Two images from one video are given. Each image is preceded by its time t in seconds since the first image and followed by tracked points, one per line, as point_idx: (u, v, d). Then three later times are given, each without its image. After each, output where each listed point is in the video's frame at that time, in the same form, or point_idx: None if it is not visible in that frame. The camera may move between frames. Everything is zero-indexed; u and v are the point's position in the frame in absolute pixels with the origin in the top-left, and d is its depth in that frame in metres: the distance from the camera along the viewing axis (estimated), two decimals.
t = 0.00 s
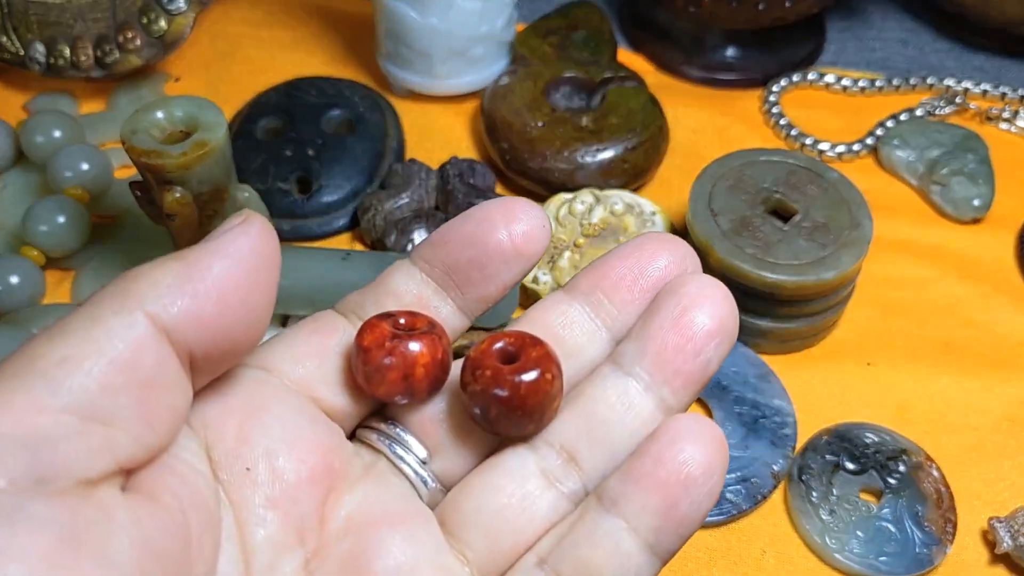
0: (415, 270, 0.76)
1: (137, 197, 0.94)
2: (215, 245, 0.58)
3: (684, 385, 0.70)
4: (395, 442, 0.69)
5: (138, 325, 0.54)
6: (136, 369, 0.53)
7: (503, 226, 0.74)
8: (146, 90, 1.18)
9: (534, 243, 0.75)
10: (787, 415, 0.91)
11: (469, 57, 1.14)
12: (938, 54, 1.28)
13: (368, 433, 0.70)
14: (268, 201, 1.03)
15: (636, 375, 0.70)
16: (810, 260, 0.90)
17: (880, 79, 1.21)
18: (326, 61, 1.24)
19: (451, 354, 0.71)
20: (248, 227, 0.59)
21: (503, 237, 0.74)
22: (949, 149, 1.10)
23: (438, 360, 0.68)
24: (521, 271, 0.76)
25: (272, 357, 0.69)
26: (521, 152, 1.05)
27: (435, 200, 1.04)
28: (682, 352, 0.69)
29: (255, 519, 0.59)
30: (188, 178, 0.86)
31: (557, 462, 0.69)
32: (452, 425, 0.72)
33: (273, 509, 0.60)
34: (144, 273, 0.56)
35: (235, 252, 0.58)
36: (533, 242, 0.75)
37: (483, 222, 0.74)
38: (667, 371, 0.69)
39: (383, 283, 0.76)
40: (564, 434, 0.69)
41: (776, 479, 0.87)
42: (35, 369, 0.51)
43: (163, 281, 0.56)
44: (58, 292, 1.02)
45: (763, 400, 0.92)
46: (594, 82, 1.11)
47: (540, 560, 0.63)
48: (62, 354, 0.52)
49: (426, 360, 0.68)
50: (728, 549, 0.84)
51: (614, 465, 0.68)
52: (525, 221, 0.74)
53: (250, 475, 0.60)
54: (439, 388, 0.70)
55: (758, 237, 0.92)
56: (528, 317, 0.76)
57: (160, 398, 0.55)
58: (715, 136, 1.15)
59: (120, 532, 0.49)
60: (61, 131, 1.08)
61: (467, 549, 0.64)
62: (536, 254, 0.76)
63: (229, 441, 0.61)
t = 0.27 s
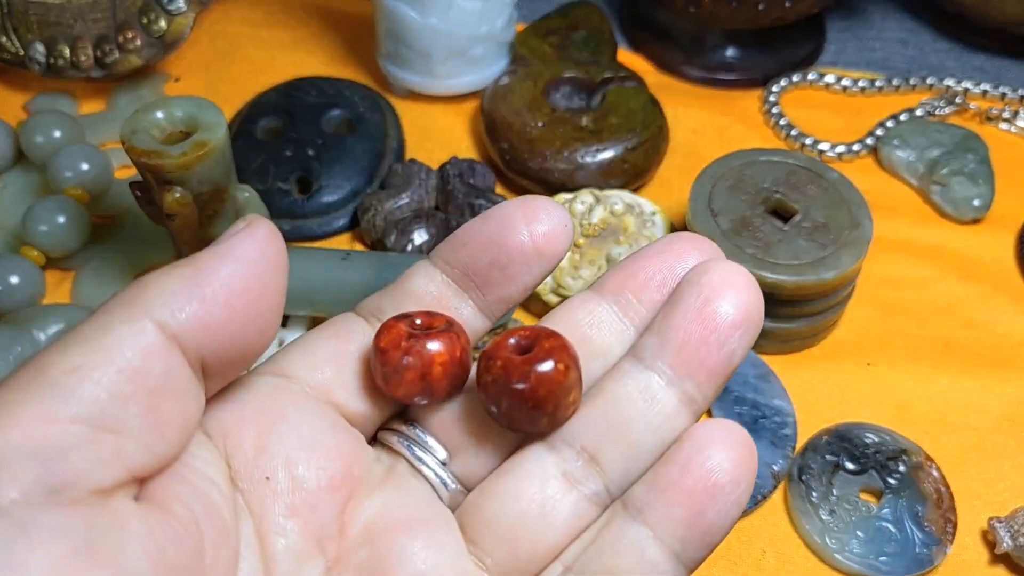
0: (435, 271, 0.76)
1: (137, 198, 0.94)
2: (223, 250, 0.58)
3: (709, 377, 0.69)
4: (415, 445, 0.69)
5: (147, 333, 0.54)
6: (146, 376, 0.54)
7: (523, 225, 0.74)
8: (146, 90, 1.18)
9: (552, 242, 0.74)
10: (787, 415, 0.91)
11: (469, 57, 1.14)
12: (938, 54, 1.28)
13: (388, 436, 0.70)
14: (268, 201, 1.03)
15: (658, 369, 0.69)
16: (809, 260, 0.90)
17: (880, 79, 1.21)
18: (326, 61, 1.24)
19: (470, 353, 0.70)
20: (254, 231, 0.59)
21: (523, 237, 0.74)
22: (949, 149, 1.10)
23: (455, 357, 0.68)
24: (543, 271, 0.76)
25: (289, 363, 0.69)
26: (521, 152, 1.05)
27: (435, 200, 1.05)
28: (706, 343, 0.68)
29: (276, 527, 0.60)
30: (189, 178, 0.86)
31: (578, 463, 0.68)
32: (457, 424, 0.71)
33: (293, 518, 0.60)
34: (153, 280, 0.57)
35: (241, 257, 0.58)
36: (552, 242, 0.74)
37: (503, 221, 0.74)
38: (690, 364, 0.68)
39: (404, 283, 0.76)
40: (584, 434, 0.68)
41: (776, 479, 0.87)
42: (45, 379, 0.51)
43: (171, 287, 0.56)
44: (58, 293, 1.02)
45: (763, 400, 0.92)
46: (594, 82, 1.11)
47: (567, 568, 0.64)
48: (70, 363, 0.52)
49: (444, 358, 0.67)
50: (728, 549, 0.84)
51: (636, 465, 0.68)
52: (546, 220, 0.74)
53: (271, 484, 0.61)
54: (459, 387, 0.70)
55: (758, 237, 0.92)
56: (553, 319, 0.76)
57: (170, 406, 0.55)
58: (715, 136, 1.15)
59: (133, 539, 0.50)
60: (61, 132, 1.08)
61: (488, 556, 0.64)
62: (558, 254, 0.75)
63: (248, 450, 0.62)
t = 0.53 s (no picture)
0: (423, 263, 0.76)
1: (137, 197, 0.94)
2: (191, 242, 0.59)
3: (700, 370, 0.70)
4: (405, 435, 0.70)
5: (112, 326, 0.55)
6: (112, 369, 0.55)
7: (511, 217, 0.74)
8: (146, 90, 1.18)
9: (541, 233, 0.75)
10: (788, 415, 0.91)
11: (469, 57, 1.14)
12: (939, 54, 1.28)
13: (379, 427, 0.70)
14: (268, 201, 1.03)
15: (650, 363, 0.70)
16: (809, 260, 0.90)
17: (880, 79, 1.21)
18: (326, 61, 1.24)
19: (449, 330, 0.70)
20: (223, 223, 0.60)
21: (511, 228, 0.74)
22: (949, 149, 1.10)
23: (430, 335, 0.68)
24: (531, 262, 0.76)
25: (282, 361, 0.69)
26: (521, 152, 1.05)
27: (435, 200, 1.04)
28: (696, 336, 0.69)
29: (264, 521, 0.60)
30: (189, 178, 0.86)
31: (570, 454, 0.68)
32: (448, 421, 0.71)
33: (281, 512, 0.61)
34: (121, 274, 0.58)
35: (208, 248, 0.59)
36: (541, 233, 0.75)
37: (491, 213, 0.74)
38: (681, 357, 0.69)
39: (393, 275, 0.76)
40: (576, 425, 0.69)
41: (776, 479, 0.87)
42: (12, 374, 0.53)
43: (137, 280, 0.57)
44: (59, 293, 1.02)
45: (763, 400, 0.92)
46: (593, 82, 1.11)
47: (557, 557, 0.64)
48: (36, 358, 0.53)
49: (419, 337, 0.67)
50: (728, 548, 0.84)
51: (627, 456, 0.68)
52: (533, 212, 0.74)
53: (257, 479, 0.61)
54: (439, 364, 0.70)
55: (758, 237, 0.92)
56: (539, 303, 0.75)
57: (138, 399, 0.56)
58: (716, 136, 1.15)
59: (103, 533, 0.51)
60: (61, 132, 1.08)
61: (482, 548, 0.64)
62: (546, 245, 0.76)
63: (233, 445, 0.62)
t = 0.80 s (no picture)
0: (407, 259, 0.76)
1: (137, 198, 0.93)
2: (191, 248, 0.60)
3: (677, 365, 0.69)
4: (390, 430, 0.70)
5: (116, 329, 0.55)
6: (119, 371, 0.55)
7: (495, 215, 0.74)
8: (146, 90, 1.18)
9: (524, 231, 0.74)
10: (788, 415, 0.91)
11: (469, 57, 1.14)
12: (939, 54, 1.28)
13: (363, 422, 0.70)
14: (268, 201, 1.03)
15: (628, 357, 0.70)
16: (810, 260, 0.90)
17: (880, 79, 1.21)
18: (326, 61, 1.24)
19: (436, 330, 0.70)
20: (223, 229, 0.61)
21: (495, 225, 0.74)
22: (949, 149, 1.10)
23: (417, 334, 0.68)
24: (515, 259, 0.76)
25: (269, 355, 0.69)
26: (521, 152, 1.05)
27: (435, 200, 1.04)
28: (674, 331, 0.69)
29: (252, 516, 0.60)
30: (189, 178, 0.86)
31: (552, 447, 0.68)
32: (443, 422, 0.71)
33: (269, 507, 0.61)
34: (123, 277, 0.58)
35: (208, 252, 0.59)
36: (524, 231, 0.75)
37: (474, 210, 0.74)
38: (659, 352, 0.69)
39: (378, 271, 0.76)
40: (557, 418, 0.69)
41: (776, 479, 0.87)
42: (19, 377, 0.53)
43: (139, 283, 0.57)
44: (59, 293, 1.02)
45: (763, 400, 0.92)
46: (593, 82, 1.11)
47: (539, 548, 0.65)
48: (43, 360, 0.53)
49: (406, 337, 0.67)
50: (728, 548, 0.84)
51: (607, 449, 0.69)
52: (517, 209, 0.74)
53: (245, 475, 0.61)
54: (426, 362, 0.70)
55: (758, 237, 0.92)
56: (521, 298, 0.75)
57: (142, 401, 0.56)
58: (716, 136, 1.15)
59: (110, 532, 0.51)
60: (61, 132, 1.08)
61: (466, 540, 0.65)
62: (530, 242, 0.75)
63: (222, 440, 0.62)
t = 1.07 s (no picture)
0: (416, 273, 0.76)
1: (137, 198, 0.93)
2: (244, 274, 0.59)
3: (667, 372, 0.69)
4: (391, 443, 0.70)
5: (180, 350, 0.55)
6: (179, 392, 0.55)
7: (505, 232, 0.73)
8: (146, 90, 1.19)
9: (530, 247, 0.74)
10: (787, 415, 0.91)
11: (469, 57, 1.14)
12: (939, 54, 1.28)
13: (366, 435, 0.70)
14: (268, 201, 1.03)
15: (619, 366, 0.69)
16: (810, 260, 0.90)
17: (880, 79, 1.21)
18: (326, 61, 1.24)
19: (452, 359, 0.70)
20: (276, 256, 0.60)
21: (503, 241, 0.74)
22: (949, 149, 1.10)
23: (435, 368, 0.67)
24: (523, 275, 0.76)
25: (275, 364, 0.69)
26: (521, 152, 1.05)
27: (435, 200, 1.05)
28: (663, 339, 0.68)
29: (266, 526, 0.60)
30: (189, 178, 0.86)
31: (546, 456, 0.68)
32: (439, 422, 0.71)
33: (281, 517, 0.61)
34: (178, 298, 0.57)
35: (263, 281, 0.59)
36: (530, 248, 0.74)
37: (484, 226, 0.74)
38: (648, 361, 0.69)
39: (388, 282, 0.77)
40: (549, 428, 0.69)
41: (776, 479, 0.87)
42: (82, 392, 0.52)
43: (199, 306, 0.57)
44: (59, 293, 1.02)
45: (763, 400, 0.92)
46: (593, 82, 1.11)
47: (536, 556, 0.65)
48: (106, 377, 0.53)
49: (424, 368, 0.67)
50: (727, 548, 0.84)
51: (601, 455, 0.68)
52: (527, 226, 0.74)
53: (259, 486, 0.61)
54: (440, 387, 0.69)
55: (758, 237, 0.92)
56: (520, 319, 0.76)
57: (202, 421, 0.56)
58: (716, 136, 1.15)
59: (163, 548, 0.51)
60: (61, 132, 1.08)
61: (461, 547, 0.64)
62: (535, 258, 0.75)
63: (238, 451, 0.62)
